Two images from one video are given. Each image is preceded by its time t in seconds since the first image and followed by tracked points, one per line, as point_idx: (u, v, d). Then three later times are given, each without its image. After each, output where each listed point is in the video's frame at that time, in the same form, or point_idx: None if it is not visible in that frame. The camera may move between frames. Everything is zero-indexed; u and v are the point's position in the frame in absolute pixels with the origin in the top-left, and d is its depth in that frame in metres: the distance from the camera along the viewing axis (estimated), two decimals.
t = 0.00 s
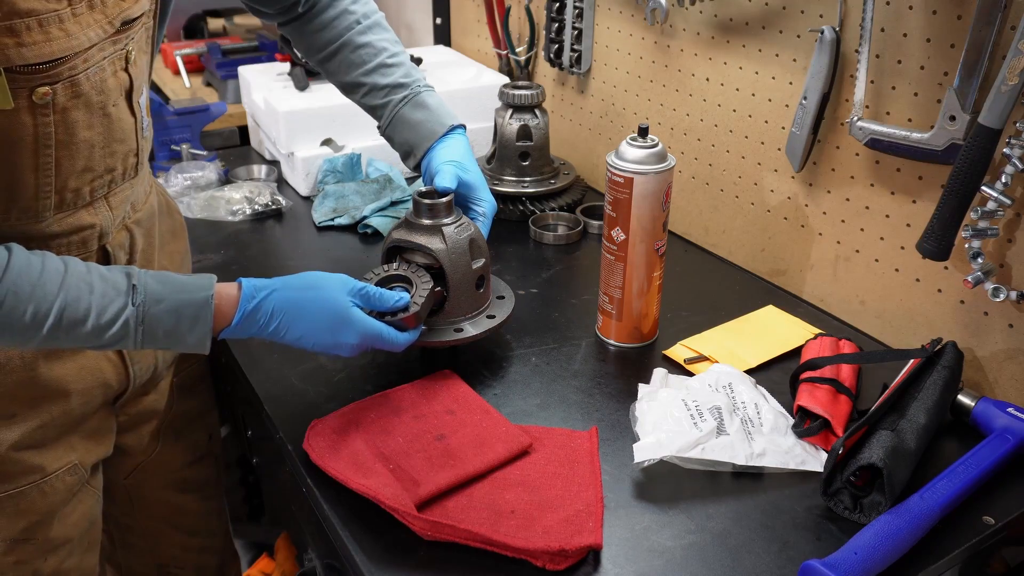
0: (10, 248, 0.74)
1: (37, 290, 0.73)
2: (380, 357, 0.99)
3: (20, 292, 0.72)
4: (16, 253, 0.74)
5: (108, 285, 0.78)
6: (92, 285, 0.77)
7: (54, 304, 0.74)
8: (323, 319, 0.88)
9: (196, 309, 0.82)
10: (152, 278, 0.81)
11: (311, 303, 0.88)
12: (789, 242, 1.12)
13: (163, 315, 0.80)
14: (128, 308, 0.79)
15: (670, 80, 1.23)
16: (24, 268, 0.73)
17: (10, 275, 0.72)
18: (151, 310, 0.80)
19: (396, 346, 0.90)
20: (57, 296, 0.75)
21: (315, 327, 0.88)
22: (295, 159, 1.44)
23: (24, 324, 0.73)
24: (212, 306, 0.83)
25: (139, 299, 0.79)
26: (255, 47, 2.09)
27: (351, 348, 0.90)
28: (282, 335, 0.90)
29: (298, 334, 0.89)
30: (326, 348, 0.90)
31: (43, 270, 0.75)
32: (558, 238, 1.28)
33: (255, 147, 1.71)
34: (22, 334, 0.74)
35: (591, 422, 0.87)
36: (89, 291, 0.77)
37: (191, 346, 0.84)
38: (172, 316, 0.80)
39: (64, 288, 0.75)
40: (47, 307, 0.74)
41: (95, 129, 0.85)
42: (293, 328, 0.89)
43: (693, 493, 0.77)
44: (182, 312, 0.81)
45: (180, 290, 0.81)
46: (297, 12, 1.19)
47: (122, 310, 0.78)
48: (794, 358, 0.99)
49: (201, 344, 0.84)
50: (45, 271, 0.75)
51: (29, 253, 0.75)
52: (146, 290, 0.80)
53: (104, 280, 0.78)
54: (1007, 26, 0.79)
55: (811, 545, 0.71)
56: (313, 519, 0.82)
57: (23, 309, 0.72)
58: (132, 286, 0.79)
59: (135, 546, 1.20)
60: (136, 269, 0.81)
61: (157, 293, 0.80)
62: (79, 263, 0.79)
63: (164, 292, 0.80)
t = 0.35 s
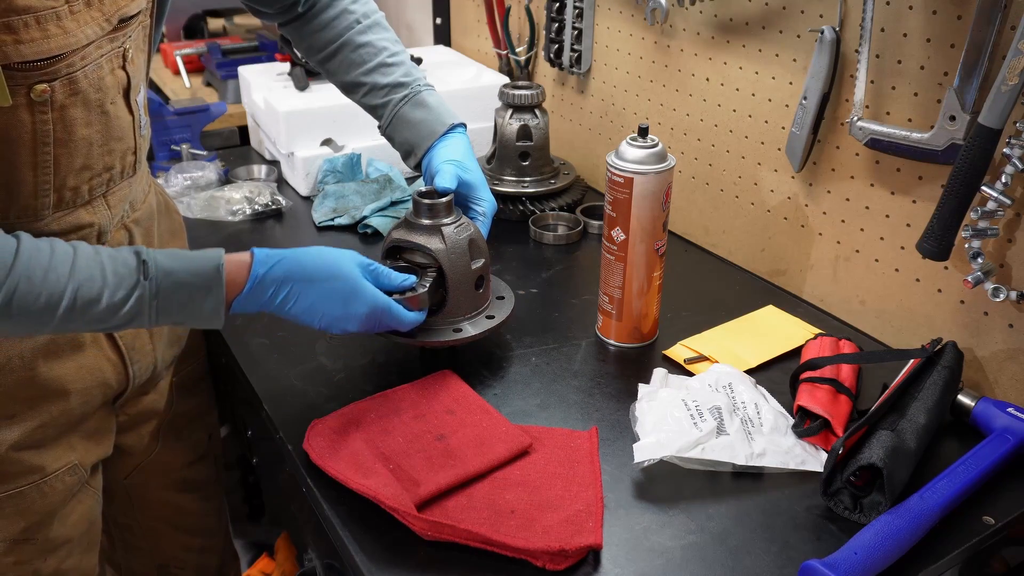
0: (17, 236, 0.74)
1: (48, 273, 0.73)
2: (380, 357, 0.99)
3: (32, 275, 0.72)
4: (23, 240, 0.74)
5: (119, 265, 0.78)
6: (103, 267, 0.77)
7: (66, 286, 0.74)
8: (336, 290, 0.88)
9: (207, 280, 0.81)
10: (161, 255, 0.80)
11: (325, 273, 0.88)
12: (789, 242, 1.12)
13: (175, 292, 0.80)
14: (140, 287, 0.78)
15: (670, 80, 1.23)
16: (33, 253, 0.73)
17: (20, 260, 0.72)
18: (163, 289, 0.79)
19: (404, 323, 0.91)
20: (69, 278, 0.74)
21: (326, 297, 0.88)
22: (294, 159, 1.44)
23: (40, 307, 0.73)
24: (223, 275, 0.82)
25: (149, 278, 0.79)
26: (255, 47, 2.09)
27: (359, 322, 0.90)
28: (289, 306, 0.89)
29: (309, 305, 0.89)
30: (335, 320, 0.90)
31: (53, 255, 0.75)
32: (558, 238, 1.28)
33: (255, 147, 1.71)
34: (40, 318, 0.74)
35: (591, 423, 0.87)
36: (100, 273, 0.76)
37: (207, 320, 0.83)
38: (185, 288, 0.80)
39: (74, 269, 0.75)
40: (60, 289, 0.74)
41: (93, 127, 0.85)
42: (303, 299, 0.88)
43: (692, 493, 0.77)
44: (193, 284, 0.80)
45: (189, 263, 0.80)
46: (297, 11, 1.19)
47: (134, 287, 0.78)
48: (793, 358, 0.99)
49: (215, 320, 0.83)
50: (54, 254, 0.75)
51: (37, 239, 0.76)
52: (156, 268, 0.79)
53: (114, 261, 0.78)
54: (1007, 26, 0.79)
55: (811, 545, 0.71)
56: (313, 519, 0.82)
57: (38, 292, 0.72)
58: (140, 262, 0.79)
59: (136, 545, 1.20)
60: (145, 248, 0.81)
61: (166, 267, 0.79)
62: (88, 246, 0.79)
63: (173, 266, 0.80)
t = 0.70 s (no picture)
0: (9, 231, 0.75)
1: (37, 268, 0.74)
2: (380, 357, 0.99)
3: (20, 269, 0.72)
4: (15, 234, 0.74)
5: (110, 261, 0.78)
6: (93, 262, 0.77)
7: (55, 280, 0.74)
8: (331, 288, 0.88)
9: (197, 279, 0.81)
10: (151, 253, 0.81)
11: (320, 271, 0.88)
12: (789, 242, 1.12)
13: (165, 289, 0.80)
14: (130, 282, 0.78)
15: (670, 80, 1.23)
16: (23, 247, 0.74)
17: (9, 254, 0.72)
18: (152, 285, 0.79)
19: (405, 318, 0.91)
20: (57, 273, 0.74)
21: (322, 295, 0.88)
22: (294, 159, 1.44)
23: (26, 301, 0.73)
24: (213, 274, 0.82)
25: (140, 274, 0.79)
26: (255, 47, 2.09)
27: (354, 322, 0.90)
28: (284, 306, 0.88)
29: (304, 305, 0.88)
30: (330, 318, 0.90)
31: (44, 249, 0.75)
32: (558, 238, 1.28)
33: (255, 147, 1.71)
34: (25, 312, 0.74)
35: (591, 422, 0.87)
36: (90, 268, 0.77)
37: (195, 321, 0.83)
38: (175, 285, 0.80)
39: (63, 264, 0.75)
40: (48, 284, 0.74)
41: (93, 125, 0.85)
42: (297, 299, 0.88)
43: (693, 493, 0.77)
44: (184, 281, 0.80)
45: (179, 262, 0.80)
46: (293, 10, 1.19)
47: (124, 285, 0.78)
48: (793, 358, 0.99)
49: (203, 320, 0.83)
50: (45, 249, 0.75)
51: (29, 234, 0.76)
52: (146, 264, 0.79)
53: (104, 257, 0.78)
54: (1007, 26, 0.80)
55: (811, 545, 0.71)
56: (313, 519, 0.82)
57: (25, 286, 0.72)
58: (131, 259, 0.79)
59: (136, 545, 1.20)
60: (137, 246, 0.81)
61: (157, 265, 0.80)
62: (79, 242, 0.79)
63: (163, 265, 0.80)
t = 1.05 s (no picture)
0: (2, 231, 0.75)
1: (30, 265, 0.74)
2: (380, 357, 0.99)
3: (13, 267, 0.73)
4: (7, 233, 0.75)
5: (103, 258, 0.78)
6: (86, 259, 0.77)
7: (48, 278, 0.75)
8: (319, 286, 0.89)
9: (191, 272, 0.81)
10: (144, 248, 0.81)
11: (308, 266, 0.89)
12: (789, 242, 1.12)
13: (158, 284, 0.80)
14: (123, 278, 0.78)
15: (670, 80, 1.23)
16: (16, 245, 0.74)
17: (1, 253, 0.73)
18: (145, 280, 0.80)
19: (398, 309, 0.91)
20: (50, 270, 0.75)
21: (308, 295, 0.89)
22: (294, 158, 1.44)
23: (20, 299, 0.73)
24: (206, 267, 0.82)
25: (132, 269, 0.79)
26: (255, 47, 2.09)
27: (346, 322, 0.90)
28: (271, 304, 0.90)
29: (293, 304, 0.89)
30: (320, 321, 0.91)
31: (36, 248, 0.75)
32: (558, 238, 1.28)
33: (255, 147, 1.71)
34: (20, 311, 0.74)
35: (591, 422, 0.87)
36: (83, 265, 0.77)
37: (192, 315, 0.83)
38: (168, 280, 0.80)
39: (56, 262, 0.75)
40: (41, 281, 0.74)
41: (86, 125, 0.85)
42: (284, 296, 0.89)
43: (692, 493, 0.77)
44: (177, 275, 0.80)
45: (172, 255, 0.81)
46: (291, 10, 1.19)
47: (117, 280, 0.78)
48: (793, 358, 0.99)
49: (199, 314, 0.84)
50: (37, 247, 0.76)
51: (22, 233, 0.76)
52: (139, 260, 0.79)
53: (97, 254, 0.78)
54: (1007, 26, 0.80)
55: (811, 545, 0.71)
56: (312, 519, 0.82)
57: (18, 284, 0.73)
58: (124, 255, 0.79)
59: (134, 545, 1.21)
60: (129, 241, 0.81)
61: (150, 259, 0.80)
62: (72, 240, 0.79)
63: (156, 258, 0.80)
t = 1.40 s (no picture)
0: (6, 231, 0.75)
1: (36, 266, 0.74)
2: (380, 357, 0.99)
3: (19, 269, 0.72)
4: (12, 233, 0.74)
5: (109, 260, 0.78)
6: (92, 261, 0.77)
7: (54, 280, 0.74)
8: (325, 292, 0.89)
9: (197, 277, 0.81)
10: (150, 251, 0.81)
11: (317, 269, 0.89)
12: (789, 242, 1.12)
13: (164, 288, 0.80)
14: (129, 280, 0.79)
15: (670, 80, 1.23)
16: (21, 246, 0.74)
17: (8, 253, 0.72)
18: (152, 283, 0.80)
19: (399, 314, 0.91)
20: (56, 272, 0.75)
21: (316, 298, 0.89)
22: (294, 159, 1.44)
23: (25, 301, 0.73)
24: (213, 272, 0.82)
25: (139, 273, 0.79)
26: (255, 47, 2.09)
27: (351, 327, 0.90)
28: (277, 308, 0.90)
29: (298, 308, 0.90)
30: (325, 325, 0.91)
31: (42, 249, 0.75)
32: (558, 238, 1.28)
33: (255, 147, 1.71)
34: (25, 313, 0.74)
35: (591, 422, 0.87)
36: (89, 267, 0.77)
37: (195, 321, 0.84)
38: (175, 284, 0.80)
39: (62, 263, 0.75)
40: (47, 283, 0.74)
41: (81, 123, 0.85)
42: (292, 301, 0.89)
43: (692, 493, 0.77)
44: (183, 279, 0.81)
45: (178, 260, 0.81)
46: (291, 9, 1.19)
47: (123, 284, 0.78)
48: (793, 358, 0.99)
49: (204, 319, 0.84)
50: (43, 249, 0.75)
51: (25, 234, 0.76)
52: (145, 263, 0.80)
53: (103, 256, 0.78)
54: (1007, 26, 0.80)
55: (811, 545, 0.71)
56: (312, 519, 0.82)
57: (24, 285, 0.72)
58: (130, 258, 0.79)
59: (133, 545, 1.21)
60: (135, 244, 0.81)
61: (156, 263, 0.80)
62: (77, 241, 0.79)
63: (163, 262, 0.80)
